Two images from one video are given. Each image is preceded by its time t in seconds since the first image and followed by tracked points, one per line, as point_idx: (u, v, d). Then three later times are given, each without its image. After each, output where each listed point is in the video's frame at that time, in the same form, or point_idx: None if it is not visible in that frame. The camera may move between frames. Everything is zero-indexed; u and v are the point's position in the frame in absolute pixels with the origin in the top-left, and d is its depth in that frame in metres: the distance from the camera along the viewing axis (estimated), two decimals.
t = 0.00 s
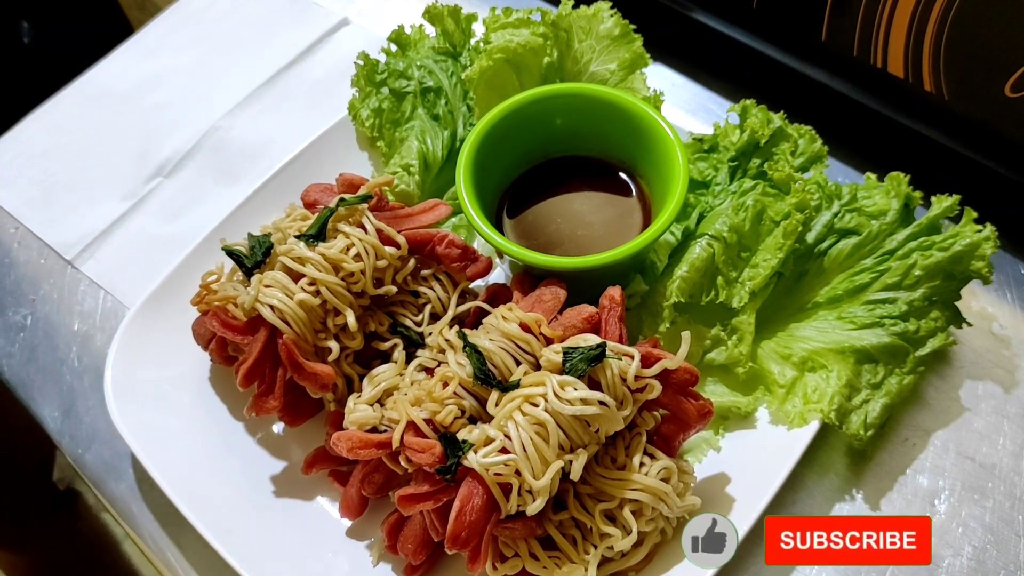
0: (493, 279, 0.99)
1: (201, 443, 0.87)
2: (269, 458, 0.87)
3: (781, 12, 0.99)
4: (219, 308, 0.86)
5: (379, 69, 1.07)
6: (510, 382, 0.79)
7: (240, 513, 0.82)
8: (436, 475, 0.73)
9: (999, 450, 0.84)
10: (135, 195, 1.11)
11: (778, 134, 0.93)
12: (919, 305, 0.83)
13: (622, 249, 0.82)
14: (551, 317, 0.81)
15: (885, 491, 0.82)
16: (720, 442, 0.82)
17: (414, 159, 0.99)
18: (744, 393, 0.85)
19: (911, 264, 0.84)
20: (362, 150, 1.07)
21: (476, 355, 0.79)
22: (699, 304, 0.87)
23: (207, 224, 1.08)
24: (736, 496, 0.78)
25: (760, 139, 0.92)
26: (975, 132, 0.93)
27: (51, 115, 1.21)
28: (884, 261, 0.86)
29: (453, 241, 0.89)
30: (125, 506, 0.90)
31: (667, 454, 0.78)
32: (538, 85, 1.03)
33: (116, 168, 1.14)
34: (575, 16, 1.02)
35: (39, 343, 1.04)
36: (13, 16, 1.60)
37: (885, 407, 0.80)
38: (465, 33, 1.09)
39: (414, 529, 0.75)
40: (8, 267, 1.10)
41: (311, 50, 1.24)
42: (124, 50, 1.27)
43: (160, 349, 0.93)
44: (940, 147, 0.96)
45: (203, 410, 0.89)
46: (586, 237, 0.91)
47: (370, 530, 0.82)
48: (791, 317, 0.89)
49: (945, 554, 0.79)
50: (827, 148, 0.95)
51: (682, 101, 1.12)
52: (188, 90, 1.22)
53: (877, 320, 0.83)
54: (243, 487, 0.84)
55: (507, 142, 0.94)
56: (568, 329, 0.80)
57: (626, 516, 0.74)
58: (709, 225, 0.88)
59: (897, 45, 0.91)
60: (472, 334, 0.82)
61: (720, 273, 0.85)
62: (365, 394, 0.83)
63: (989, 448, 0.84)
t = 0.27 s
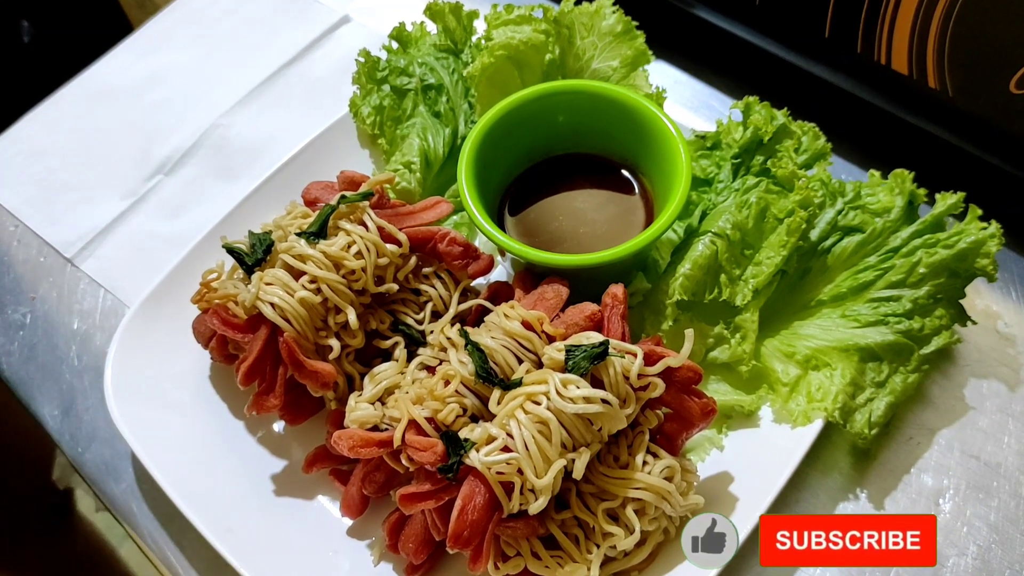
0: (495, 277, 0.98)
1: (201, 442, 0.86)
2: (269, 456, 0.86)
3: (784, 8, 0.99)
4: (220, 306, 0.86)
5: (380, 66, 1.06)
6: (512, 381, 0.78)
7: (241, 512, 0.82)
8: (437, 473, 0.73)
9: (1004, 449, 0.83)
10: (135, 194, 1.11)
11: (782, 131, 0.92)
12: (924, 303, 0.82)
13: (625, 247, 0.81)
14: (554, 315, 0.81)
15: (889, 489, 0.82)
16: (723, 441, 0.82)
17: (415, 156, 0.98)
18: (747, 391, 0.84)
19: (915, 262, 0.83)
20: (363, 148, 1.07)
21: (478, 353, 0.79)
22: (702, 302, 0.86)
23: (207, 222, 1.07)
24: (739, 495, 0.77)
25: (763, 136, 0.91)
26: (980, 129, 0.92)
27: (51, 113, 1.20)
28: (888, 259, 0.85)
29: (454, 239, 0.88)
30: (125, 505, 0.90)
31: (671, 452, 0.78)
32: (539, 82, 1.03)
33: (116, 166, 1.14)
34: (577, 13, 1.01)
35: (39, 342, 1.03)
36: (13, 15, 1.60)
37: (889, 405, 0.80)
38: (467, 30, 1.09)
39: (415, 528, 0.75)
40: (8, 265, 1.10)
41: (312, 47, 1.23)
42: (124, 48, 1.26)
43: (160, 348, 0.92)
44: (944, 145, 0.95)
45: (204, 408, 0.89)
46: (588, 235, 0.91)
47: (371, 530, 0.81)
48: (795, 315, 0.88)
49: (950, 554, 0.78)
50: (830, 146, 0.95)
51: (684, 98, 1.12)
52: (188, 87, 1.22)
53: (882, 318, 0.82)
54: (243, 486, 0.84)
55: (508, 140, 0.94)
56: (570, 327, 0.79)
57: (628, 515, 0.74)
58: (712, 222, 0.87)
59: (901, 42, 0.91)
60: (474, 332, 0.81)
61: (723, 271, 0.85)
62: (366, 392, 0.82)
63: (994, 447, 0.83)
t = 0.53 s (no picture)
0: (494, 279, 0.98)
1: (199, 445, 0.86)
2: (268, 460, 0.86)
3: (784, 10, 0.98)
4: (218, 309, 0.86)
5: (379, 67, 1.06)
6: (511, 385, 0.78)
7: (239, 515, 0.81)
8: (437, 478, 0.72)
9: (1005, 453, 0.83)
10: (134, 195, 1.11)
11: (782, 133, 0.91)
12: (925, 306, 0.82)
13: (624, 250, 0.81)
14: (554, 319, 0.81)
15: (890, 494, 0.81)
16: (723, 445, 0.81)
17: (414, 158, 0.98)
18: (747, 395, 0.84)
19: (916, 265, 0.83)
20: (362, 149, 1.06)
21: (477, 356, 0.78)
22: (702, 305, 0.86)
23: (205, 224, 1.07)
24: (740, 499, 0.77)
25: (763, 138, 0.91)
26: (981, 130, 0.92)
27: (50, 114, 1.20)
28: (889, 261, 0.85)
29: (453, 241, 0.88)
30: (123, 509, 0.89)
31: (670, 456, 0.78)
32: (539, 84, 1.02)
33: (114, 168, 1.14)
34: (576, 14, 1.01)
35: (37, 344, 1.03)
36: (12, 15, 1.59)
37: (890, 409, 0.79)
38: (466, 31, 1.08)
39: (414, 532, 0.74)
40: (6, 267, 1.09)
41: (311, 48, 1.23)
42: (123, 49, 1.26)
43: (158, 351, 0.92)
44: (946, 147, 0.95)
45: (202, 412, 0.89)
46: (587, 237, 0.90)
47: (370, 534, 0.81)
48: (795, 318, 0.88)
49: (951, 558, 0.78)
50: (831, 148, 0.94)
51: (684, 100, 1.11)
52: (187, 88, 1.21)
53: (882, 321, 0.82)
54: (241, 489, 0.83)
55: (507, 141, 0.94)
56: (570, 331, 0.79)
57: (628, 520, 0.73)
58: (712, 225, 0.87)
59: (902, 43, 0.90)
60: (473, 336, 0.81)
61: (723, 273, 0.85)
62: (365, 396, 0.82)
63: (995, 450, 0.83)
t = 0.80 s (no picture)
0: (498, 283, 0.97)
1: (203, 448, 0.86)
2: (273, 463, 0.86)
3: (789, 13, 0.98)
4: (222, 313, 0.86)
5: (383, 70, 1.06)
6: (516, 389, 0.78)
7: (243, 519, 0.81)
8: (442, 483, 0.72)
9: (1010, 457, 0.83)
10: (138, 198, 1.10)
11: (787, 137, 0.92)
12: (930, 310, 0.82)
13: (629, 254, 0.81)
14: (559, 323, 0.81)
15: (895, 498, 0.81)
16: (728, 449, 0.81)
17: (419, 162, 0.98)
18: (752, 399, 0.84)
19: (922, 269, 0.83)
20: (366, 152, 1.06)
21: (483, 360, 0.78)
22: (707, 309, 0.86)
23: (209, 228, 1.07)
24: (745, 503, 0.77)
25: (768, 142, 0.91)
26: (985, 133, 0.92)
27: (54, 117, 1.20)
28: (894, 265, 0.85)
29: (458, 245, 0.88)
30: (127, 513, 0.89)
31: (676, 461, 0.78)
32: (543, 86, 1.02)
33: (118, 171, 1.14)
34: (581, 17, 1.01)
35: (41, 347, 1.03)
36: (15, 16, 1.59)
37: (896, 413, 0.79)
38: (470, 34, 1.08)
39: (420, 536, 0.74)
40: (9, 270, 1.09)
41: (315, 51, 1.23)
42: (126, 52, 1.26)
43: (161, 354, 0.92)
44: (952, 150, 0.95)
45: (206, 415, 0.89)
46: (591, 241, 0.90)
47: (375, 538, 0.81)
48: (799, 322, 0.88)
49: (957, 562, 0.78)
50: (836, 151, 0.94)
51: (688, 103, 1.10)
52: (190, 91, 1.21)
53: (888, 325, 0.82)
54: (246, 493, 0.83)
55: (512, 145, 0.93)
56: (575, 335, 0.79)
57: (634, 524, 0.73)
58: (717, 229, 0.87)
59: (907, 46, 0.90)
60: (478, 340, 0.81)
61: (729, 277, 0.85)
62: (370, 400, 0.82)
63: (1001, 454, 0.83)
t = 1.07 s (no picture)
0: (503, 282, 0.95)
1: (206, 448, 0.85)
2: (275, 464, 0.85)
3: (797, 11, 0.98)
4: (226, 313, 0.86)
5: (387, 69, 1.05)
6: (523, 390, 0.77)
7: (246, 521, 0.80)
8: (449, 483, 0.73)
9: (1020, 457, 0.81)
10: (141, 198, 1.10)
11: (794, 136, 0.91)
12: (939, 310, 0.81)
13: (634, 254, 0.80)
14: (565, 324, 0.81)
15: (903, 499, 0.80)
16: (735, 449, 0.80)
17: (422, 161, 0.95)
18: (760, 399, 0.83)
19: (930, 268, 0.82)
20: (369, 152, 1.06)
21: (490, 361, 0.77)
22: (713, 309, 0.85)
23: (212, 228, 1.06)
24: (752, 504, 0.76)
25: (775, 141, 0.90)
26: (991, 133, 0.92)
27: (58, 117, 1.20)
28: (901, 265, 0.84)
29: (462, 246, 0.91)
30: (130, 514, 0.89)
31: (683, 462, 0.77)
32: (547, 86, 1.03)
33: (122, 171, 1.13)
34: (586, 16, 1.02)
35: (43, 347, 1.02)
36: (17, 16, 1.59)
37: (904, 413, 0.79)
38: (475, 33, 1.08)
39: (425, 538, 0.74)
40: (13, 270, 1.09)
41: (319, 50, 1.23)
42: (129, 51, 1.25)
43: (163, 354, 0.91)
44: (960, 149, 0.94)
45: (208, 415, 0.88)
46: (597, 242, 0.89)
47: (380, 539, 0.80)
48: (807, 321, 0.87)
49: (966, 565, 0.77)
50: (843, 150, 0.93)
51: (694, 101, 1.09)
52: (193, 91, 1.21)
53: (896, 325, 0.81)
54: (249, 494, 0.83)
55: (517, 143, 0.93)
56: (582, 336, 0.79)
57: (642, 526, 0.73)
58: (723, 228, 0.86)
59: (915, 45, 0.90)
60: (483, 339, 0.80)
61: (735, 276, 0.84)
62: (375, 400, 0.81)
63: (1010, 455, 0.82)
